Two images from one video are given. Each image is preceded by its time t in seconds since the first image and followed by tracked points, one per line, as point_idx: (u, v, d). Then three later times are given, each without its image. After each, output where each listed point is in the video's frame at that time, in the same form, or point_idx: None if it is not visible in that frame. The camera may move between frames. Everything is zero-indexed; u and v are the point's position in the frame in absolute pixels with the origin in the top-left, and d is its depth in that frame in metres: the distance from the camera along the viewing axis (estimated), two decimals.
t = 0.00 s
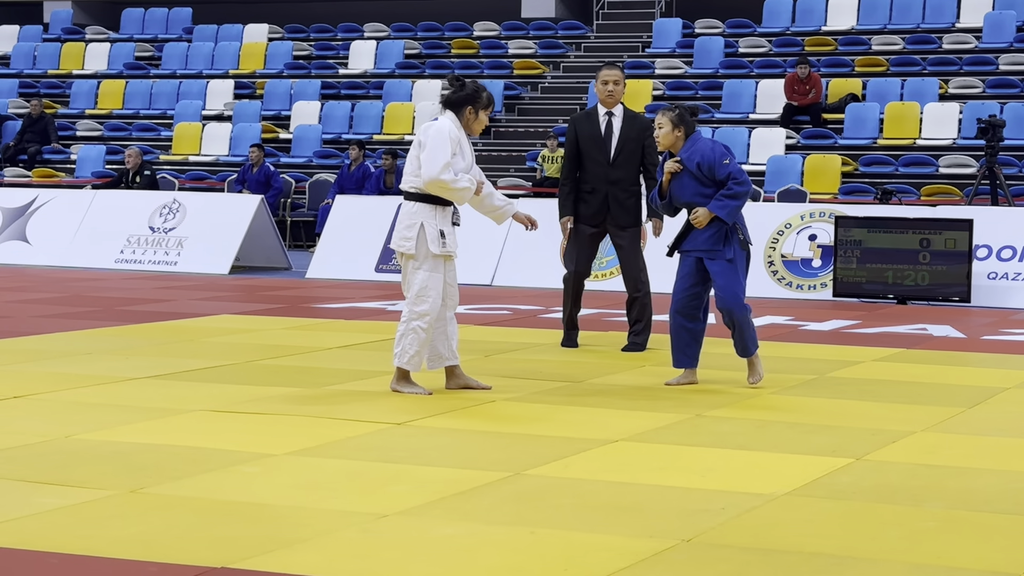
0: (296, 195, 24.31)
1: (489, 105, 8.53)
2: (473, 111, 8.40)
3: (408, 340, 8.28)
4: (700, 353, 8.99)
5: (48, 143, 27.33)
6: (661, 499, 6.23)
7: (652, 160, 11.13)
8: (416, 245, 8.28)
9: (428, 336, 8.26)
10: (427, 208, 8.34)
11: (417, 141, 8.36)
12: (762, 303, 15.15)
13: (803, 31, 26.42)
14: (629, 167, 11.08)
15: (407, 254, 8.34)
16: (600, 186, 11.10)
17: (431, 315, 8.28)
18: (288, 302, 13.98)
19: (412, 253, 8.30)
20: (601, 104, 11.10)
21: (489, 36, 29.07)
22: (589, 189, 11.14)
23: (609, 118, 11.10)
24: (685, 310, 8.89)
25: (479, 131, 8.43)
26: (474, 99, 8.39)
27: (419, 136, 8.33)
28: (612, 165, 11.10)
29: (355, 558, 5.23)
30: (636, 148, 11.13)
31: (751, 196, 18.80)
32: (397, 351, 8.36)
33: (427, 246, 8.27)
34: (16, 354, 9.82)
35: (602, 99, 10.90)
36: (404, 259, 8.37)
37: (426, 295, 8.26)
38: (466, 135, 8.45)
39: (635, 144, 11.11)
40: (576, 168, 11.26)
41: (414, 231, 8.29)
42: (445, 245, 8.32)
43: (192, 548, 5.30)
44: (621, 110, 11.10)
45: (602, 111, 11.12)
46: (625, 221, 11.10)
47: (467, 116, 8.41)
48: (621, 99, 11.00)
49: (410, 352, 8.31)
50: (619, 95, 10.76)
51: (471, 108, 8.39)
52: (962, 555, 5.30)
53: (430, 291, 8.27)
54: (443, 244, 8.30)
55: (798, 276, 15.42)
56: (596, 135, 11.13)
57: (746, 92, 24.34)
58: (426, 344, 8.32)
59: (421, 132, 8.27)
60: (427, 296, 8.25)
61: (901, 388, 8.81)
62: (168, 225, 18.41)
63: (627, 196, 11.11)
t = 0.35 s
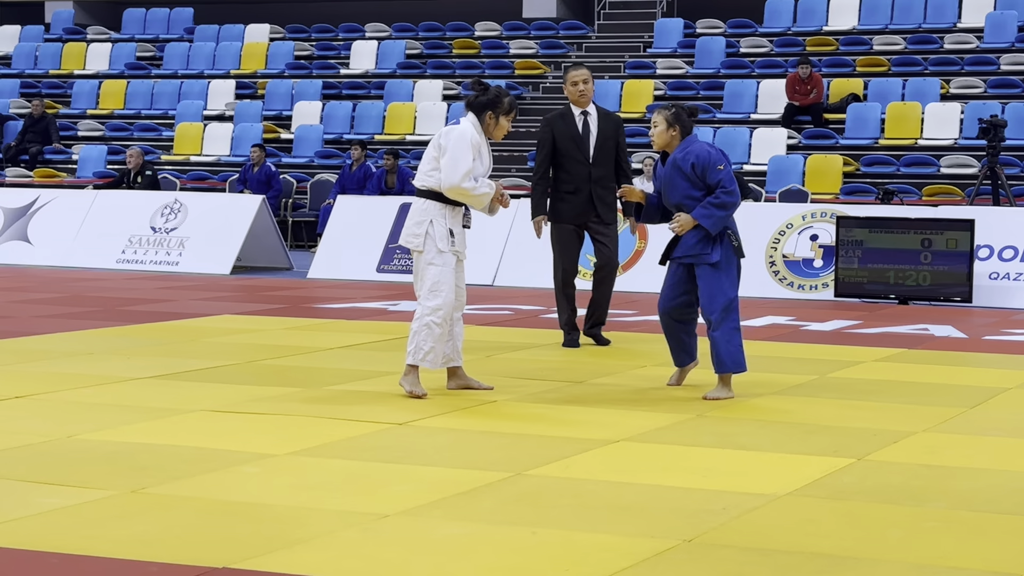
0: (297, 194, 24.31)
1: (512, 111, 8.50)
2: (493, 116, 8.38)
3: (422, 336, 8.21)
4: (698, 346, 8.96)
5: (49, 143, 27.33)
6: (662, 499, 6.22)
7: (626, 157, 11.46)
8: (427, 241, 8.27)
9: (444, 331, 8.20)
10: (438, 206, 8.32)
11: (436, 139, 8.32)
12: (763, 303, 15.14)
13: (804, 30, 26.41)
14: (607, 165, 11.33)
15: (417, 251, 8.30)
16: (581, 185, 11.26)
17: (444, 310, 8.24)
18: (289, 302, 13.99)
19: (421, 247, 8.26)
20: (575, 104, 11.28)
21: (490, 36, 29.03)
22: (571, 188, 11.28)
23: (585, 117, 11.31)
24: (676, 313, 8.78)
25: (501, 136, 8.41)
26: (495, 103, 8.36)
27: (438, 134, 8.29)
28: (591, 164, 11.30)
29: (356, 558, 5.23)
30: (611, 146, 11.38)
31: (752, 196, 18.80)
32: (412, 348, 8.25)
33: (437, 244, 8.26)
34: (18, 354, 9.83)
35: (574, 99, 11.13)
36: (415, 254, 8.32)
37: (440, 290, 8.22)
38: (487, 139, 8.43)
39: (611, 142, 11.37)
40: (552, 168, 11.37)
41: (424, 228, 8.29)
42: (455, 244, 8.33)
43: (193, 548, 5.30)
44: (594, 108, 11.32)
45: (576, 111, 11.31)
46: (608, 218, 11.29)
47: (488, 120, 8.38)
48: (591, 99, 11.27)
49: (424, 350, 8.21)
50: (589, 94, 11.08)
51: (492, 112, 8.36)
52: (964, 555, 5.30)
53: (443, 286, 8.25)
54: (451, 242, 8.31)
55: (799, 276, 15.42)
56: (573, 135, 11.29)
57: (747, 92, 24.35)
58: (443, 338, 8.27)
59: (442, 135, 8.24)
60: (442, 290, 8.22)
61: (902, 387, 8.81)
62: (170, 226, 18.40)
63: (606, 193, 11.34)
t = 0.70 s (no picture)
0: (298, 194, 24.33)
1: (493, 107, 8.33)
2: (474, 114, 8.22)
3: (416, 346, 8.10)
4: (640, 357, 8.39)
5: (49, 143, 27.32)
6: (662, 499, 6.22)
7: (612, 163, 11.51)
8: (415, 248, 8.18)
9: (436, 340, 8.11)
10: (425, 211, 8.23)
11: (416, 148, 8.22)
12: (765, 303, 15.13)
13: (804, 30, 26.40)
14: (591, 168, 11.36)
15: (406, 258, 8.21)
16: (565, 186, 11.28)
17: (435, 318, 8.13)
18: (290, 302, 14.00)
19: (411, 255, 8.17)
20: (565, 106, 11.32)
21: (491, 36, 29.01)
22: (555, 188, 11.29)
23: (574, 121, 11.36)
24: (637, 319, 8.26)
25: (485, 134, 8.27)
26: (474, 101, 8.20)
27: (418, 143, 8.18)
28: (575, 166, 11.34)
29: (356, 558, 5.23)
30: (597, 150, 11.43)
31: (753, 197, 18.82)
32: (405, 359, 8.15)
33: (426, 250, 8.15)
34: (18, 354, 9.83)
35: (566, 101, 11.08)
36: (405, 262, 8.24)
37: (430, 298, 8.12)
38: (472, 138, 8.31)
39: (597, 147, 11.42)
40: (538, 168, 11.39)
41: (412, 235, 8.20)
42: (446, 248, 8.21)
43: (194, 548, 5.30)
44: (584, 114, 11.39)
45: (566, 114, 11.35)
46: (588, 221, 11.31)
47: (469, 119, 8.22)
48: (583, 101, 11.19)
49: (419, 360, 8.11)
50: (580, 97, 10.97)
51: (472, 111, 8.21)
52: (965, 555, 5.30)
53: (433, 293, 8.14)
54: (442, 246, 8.19)
55: (801, 277, 15.42)
56: (561, 136, 11.33)
57: (747, 91, 24.36)
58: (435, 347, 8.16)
59: (420, 143, 8.13)
60: (431, 300, 8.11)
61: (902, 387, 8.82)
62: (170, 226, 18.41)
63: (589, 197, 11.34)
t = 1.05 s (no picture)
0: (299, 194, 24.34)
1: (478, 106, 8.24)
2: (455, 110, 8.16)
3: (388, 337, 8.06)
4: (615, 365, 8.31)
5: (50, 143, 27.32)
6: (663, 499, 6.22)
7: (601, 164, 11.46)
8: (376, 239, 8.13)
9: (404, 333, 8.02)
10: (389, 204, 8.14)
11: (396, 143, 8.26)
12: (765, 303, 15.13)
13: (805, 31, 26.41)
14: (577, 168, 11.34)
15: (374, 250, 8.18)
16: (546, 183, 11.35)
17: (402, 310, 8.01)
18: (290, 302, 14.01)
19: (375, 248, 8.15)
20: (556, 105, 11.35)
21: (491, 36, 29.00)
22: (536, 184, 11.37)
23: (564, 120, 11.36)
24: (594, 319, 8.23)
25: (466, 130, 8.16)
26: (455, 97, 8.15)
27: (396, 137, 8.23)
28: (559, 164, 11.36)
29: (357, 558, 5.23)
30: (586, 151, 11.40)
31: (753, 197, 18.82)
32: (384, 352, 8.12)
33: (385, 244, 8.07)
34: (19, 354, 9.83)
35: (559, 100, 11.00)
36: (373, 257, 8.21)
37: (396, 291, 8.03)
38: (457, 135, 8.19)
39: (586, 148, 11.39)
40: (527, 166, 11.53)
41: (373, 227, 8.15)
42: (405, 243, 8.09)
43: (195, 548, 5.30)
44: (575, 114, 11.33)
45: (556, 113, 11.37)
46: (568, 220, 11.32)
47: (450, 116, 8.16)
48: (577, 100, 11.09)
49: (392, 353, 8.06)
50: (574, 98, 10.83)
51: (453, 106, 8.15)
52: (966, 554, 5.30)
53: (398, 287, 8.04)
54: (400, 240, 8.07)
55: (801, 277, 15.41)
56: (548, 135, 11.38)
57: (748, 91, 24.37)
58: (410, 339, 8.06)
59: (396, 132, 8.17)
60: (398, 290, 8.01)
61: (902, 387, 8.81)
62: (171, 226, 18.41)
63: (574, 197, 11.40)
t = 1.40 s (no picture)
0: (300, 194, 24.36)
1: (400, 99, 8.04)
2: (378, 108, 7.95)
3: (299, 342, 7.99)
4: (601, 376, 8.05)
5: (50, 143, 27.32)
6: (663, 499, 6.22)
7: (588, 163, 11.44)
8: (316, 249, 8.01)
9: (313, 341, 7.93)
10: (333, 215, 7.99)
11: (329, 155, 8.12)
12: (764, 303, 15.12)
13: (805, 30, 26.42)
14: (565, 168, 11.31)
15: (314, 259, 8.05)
16: (535, 186, 11.36)
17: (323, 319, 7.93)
18: (290, 302, 14.01)
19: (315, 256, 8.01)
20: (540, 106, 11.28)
21: (491, 36, 28.99)
22: (525, 188, 11.40)
23: (548, 120, 11.30)
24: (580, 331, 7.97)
25: (392, 127, 7.96)
26: (375, 96, 7.95)
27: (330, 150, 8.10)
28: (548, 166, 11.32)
29: (356, 558, 5.23)
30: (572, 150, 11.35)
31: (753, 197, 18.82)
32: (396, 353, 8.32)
33: (327, 253, 7.96)
34: (19, 354, 9.83)
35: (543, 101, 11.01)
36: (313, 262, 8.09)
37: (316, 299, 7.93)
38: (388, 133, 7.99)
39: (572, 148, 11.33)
40: (512, 168, 11.45)
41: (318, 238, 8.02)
42: (354, 255, 7.97)
43: (195, 547, 5.31)
44: (559, 113, 11.29)
45: (540, 113, 11.31)
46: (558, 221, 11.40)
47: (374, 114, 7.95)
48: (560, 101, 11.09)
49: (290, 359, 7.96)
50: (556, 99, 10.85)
51: (374, 104, 7.94)
52: (966, 554, 5.30)
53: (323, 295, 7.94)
54: (348, 252, 7.95)
55: (801, 277, 15.40)
56: (534, 136, 11.32)
57: (748, 91, 24.36)
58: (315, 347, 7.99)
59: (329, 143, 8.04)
60: (322, 298, 7.91)
61: (902, 387, 8.81)
62: (171, 226, 18.42)
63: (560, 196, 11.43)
